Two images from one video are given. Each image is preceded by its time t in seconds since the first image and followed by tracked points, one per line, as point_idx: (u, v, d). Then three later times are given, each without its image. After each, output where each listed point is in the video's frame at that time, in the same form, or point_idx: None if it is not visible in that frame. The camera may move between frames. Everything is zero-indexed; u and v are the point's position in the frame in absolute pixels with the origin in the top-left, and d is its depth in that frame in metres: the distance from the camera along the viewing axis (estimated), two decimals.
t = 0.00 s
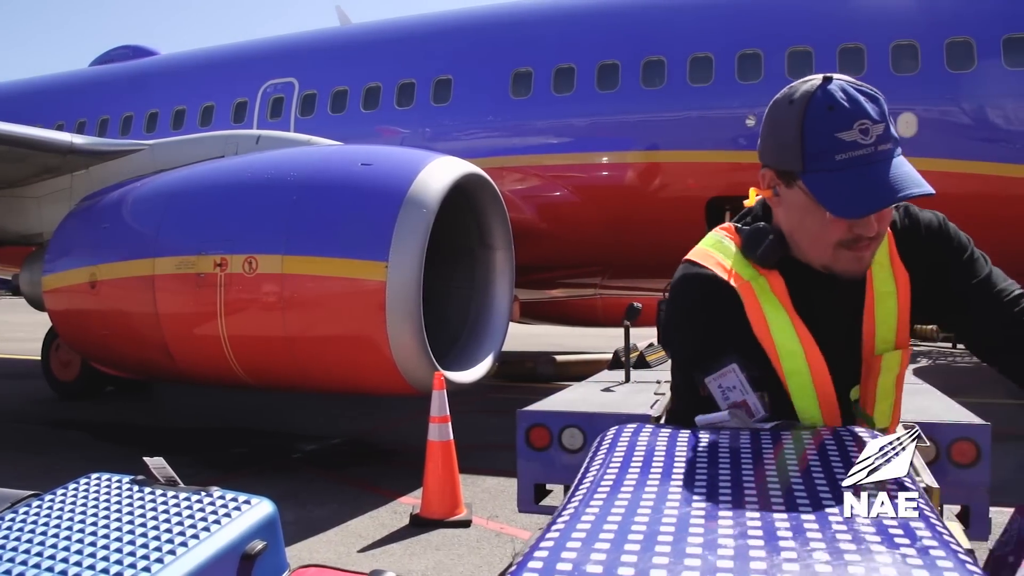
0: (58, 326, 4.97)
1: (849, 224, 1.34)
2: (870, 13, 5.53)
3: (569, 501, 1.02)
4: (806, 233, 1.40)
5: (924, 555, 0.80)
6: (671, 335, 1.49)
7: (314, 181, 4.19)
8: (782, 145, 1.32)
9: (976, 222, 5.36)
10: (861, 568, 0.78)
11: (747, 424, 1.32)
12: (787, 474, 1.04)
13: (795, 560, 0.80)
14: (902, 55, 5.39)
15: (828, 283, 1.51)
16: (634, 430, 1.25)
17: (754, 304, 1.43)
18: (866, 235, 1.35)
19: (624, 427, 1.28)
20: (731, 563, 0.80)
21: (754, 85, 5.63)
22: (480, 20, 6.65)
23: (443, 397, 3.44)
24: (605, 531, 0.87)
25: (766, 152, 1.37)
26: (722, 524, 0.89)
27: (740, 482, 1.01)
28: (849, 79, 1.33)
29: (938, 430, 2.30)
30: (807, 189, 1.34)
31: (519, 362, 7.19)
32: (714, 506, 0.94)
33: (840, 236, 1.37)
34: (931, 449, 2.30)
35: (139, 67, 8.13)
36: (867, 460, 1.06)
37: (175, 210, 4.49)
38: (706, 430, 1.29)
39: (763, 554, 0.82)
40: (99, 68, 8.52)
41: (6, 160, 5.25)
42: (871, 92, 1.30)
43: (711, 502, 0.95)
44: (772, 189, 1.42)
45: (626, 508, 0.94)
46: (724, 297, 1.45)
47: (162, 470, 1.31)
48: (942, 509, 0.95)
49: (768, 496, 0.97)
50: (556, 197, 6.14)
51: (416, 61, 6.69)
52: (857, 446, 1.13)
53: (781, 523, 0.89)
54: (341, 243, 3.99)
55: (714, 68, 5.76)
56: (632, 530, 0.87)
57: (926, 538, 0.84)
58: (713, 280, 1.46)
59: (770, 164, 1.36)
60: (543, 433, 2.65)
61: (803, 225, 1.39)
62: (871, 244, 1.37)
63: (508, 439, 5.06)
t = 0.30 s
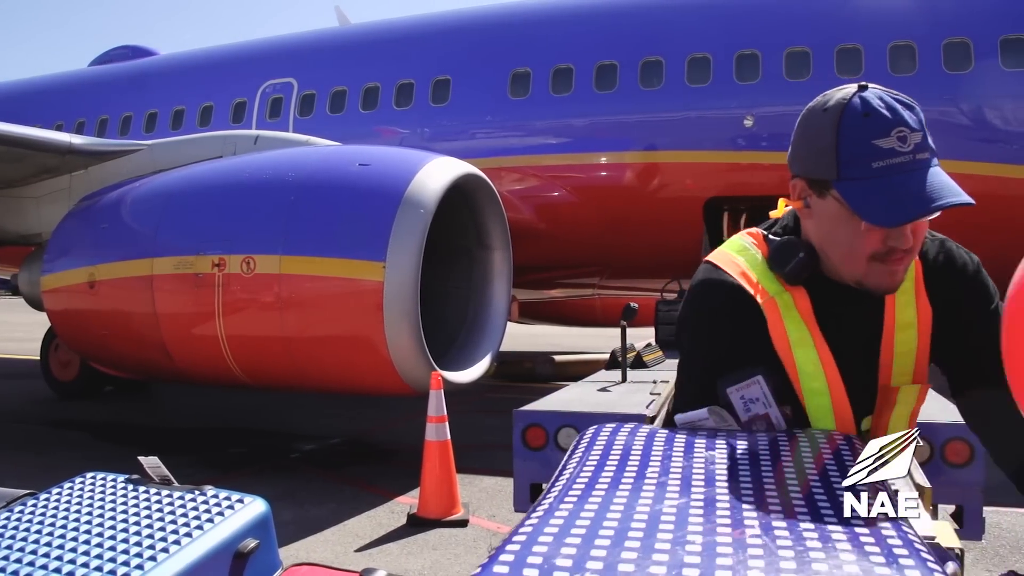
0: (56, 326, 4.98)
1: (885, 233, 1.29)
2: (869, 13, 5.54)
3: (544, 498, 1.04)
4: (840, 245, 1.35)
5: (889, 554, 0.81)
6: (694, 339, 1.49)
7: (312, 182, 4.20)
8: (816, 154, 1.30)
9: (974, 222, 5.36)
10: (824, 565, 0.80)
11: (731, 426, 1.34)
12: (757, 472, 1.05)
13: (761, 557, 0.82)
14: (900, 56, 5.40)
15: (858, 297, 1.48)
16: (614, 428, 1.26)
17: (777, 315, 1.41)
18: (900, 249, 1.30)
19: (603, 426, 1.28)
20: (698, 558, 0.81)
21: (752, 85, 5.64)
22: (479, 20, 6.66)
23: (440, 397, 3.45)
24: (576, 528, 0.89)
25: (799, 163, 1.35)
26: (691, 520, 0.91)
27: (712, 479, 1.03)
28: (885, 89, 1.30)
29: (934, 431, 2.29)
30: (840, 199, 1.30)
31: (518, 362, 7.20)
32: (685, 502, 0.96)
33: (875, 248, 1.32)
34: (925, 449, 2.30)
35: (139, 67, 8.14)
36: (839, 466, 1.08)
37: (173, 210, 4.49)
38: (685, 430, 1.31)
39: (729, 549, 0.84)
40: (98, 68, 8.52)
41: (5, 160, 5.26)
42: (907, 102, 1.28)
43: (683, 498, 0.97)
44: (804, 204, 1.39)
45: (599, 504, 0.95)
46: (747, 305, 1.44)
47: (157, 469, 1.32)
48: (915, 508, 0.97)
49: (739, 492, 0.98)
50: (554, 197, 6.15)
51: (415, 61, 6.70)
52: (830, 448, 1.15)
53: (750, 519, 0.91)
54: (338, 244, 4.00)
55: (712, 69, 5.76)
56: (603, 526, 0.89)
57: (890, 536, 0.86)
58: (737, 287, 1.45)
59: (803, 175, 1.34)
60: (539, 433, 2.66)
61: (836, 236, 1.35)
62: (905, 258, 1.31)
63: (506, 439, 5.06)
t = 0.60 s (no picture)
0: (54, 325, 4.98)
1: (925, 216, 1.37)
2: (867, 14, 5.55)
3: (530, 497, 1.06)
4: (884, 230, 1.37)
5: (867, 555, 0.82)
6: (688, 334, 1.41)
7: (309, 182, 4.20)
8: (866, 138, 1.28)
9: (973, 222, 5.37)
10: (802, 563, 0.80)
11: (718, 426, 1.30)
12: (743, 471, 1.06)
13: (739, 555, 0.83)
14: (898, 57, 5.40)
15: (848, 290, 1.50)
16: (604, 428, 1.27)
17: (783, 313, 1.37)
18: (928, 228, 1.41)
19: (592, 426, 1.29)
20: (677, 557, 0.83)
21: (749, 86, 5.65)
22: (477, 20, 6.66)
23: (437, 396, 3.45)
24: (558, 527, 0.91)
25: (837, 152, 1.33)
26: (673, 519, 0.92)
27: (697, 478, 1.04)
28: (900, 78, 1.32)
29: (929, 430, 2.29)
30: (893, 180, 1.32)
31: (516, 362, 7.21)
32: (668, 500, 0.97)
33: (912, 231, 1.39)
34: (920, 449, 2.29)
35: (137, 67, 8.14)
36: (823, 465, 1.08)
37: (171, 210, 4.49)
38: (672, 431, 1.28)
39: (709, 548, 0.85)
40: (96, 68, 8.52)
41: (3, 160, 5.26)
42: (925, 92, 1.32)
43: (667, 497, 0.98)
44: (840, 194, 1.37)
45: (583, 505, 0.97)
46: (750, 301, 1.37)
47: (151, 469, 1.33)
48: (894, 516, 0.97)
49: (723, 491, 0.99)
50: (552, 197, 6.16)
51: (413, 61, 6.70)
52: (816, 447, 1.15)
53: (731, 518, 0.92)
54: (336, 244, 4.01)
55: (710, 69, 5.77)
56: (585, 526, 0.90)
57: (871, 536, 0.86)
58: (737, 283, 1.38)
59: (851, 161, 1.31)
60: (535, 433, 2.66)
61: (884, 221, 1.36)
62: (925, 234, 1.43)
63: (504, 439, 5.07)
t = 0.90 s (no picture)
0: (49, 325, 4.97)
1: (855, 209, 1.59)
2: (861, 15, 5.57)
3: (517, 496, 1.07)
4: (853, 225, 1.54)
5: (849, 554, 0.83)
6: (703, 328, 1.38)
7: (304, 182, 4.20)
8: (885, 146, 1.36)
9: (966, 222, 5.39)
10: (784, 561, 0.82)
11: (708, 425, 1.32)
12: (728, 469, 1.07)
13: (722, 552, 0.84)
14: (892, 58, 5.42)
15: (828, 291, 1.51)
16: (592, 426, 1.28)
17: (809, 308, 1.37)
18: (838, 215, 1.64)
19: (581, 425, 1.30)
20: (661, 555, 0.84)
21: (744, 86, 5.66)
22: (473, 20, 6.66)
23: (432, 396, 3.46)
24: (544, 526, 0.92)
25: (860, 159, 1.37)
26: (658, 517, 0.93)
27: (683, 476, 1.05)
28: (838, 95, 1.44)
29: (923, 428, 2.30)
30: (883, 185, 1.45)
31: (512, 362, 7.21)
32: (654, 498, 0.98)
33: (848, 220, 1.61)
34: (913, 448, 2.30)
35: (133, 66, 8.12)
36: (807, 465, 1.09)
37: (166, 210, 4.48)
38: (662, 430, 1.28)
39: (693, 545, 0.86)
40: (92, 67, 8.50)
41: None
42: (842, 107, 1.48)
43: (653, 495, 0.99)
44: (846, 200, 1.44)
45: (569, 504, 0.98)
46: (777, 306, 1.36)
47: (144, 469, 1.33)
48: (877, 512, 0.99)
49: (709, 489, 1.00)
50: (548, 197, 6.17)
51: (409, 60, 6.71)
52: (801, 445, 1.16)
53: (716, 516, 0.93)
54: (331, 244, 4.01)
55: (705, 69, 5.78)
56: (570, 525, 0.91)
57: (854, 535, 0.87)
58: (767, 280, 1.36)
59: (872, 168, 1.38)
60: (530, 432, 2.67)
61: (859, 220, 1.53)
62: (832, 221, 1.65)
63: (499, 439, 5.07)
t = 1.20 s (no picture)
0: (38, 324, 4.95)
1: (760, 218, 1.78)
2: (851, 16, 5.60)
3: (502, 495, 1.08)
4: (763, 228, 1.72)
5: (828, 552, 0.85)
6: (658, 311, 1.51)
7: (295, 181, 4.20)
8: (782, 146, 1.56)
9: (955, 223, 5.43)
10: (764, 559, 0.83)
11: (695, 425, 1.36)
12: (712, 469, 1.08)
13: (703, 551, 0.85)
14: (882, 59, 5.45)
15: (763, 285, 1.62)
16: (576, 426, 1.29)
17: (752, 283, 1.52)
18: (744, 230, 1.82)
19: (566, 425, 1.31)
20: (642, 553, 0.85)
21: (735, 87, 5.69)
22: (465, 19, 6.66)
23: (422, 396, 3.46)
24: (528, 525, 0.93)
25: (766, 160, 1.56)
26: (641, 516, 0.94)
27: (667, 476, 1.06)
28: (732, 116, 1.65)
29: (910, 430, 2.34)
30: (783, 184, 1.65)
31: (503, 361, 7.23)
32: (637, 497, 0.99)
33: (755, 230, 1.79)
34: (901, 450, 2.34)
35: (123, 65, 8.09)
36: (789, 463, 1.11)
37: (156, 210, 4.47)
38: (648, 429, 1.30)
39: (675, 543, 0.87)
40: (82, 66, 8.47)
41: None
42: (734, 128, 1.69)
43: (636, 494, 1.00)
44: (758, 197, 1.61)
45: (553, 503, 0.99)
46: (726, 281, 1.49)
47: (132, 468, 1.33)
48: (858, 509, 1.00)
49: (692, 488, 1.02)
50: (539, 197, 6.18)
51: (400, 60, 6.70)
52: (784, 444, 1.18)
53: (698, 514, 0.94)
54: (322, 243, 4.01)
55: (696, 70, 5.81)
56: (553, 524, 0.93)
57: (834, 533, 0.89)
58: (723, 262, 1.49)
59: (777, 164, 1.56)
60: (520, 432, 2.68)
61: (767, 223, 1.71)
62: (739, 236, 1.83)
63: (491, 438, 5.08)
